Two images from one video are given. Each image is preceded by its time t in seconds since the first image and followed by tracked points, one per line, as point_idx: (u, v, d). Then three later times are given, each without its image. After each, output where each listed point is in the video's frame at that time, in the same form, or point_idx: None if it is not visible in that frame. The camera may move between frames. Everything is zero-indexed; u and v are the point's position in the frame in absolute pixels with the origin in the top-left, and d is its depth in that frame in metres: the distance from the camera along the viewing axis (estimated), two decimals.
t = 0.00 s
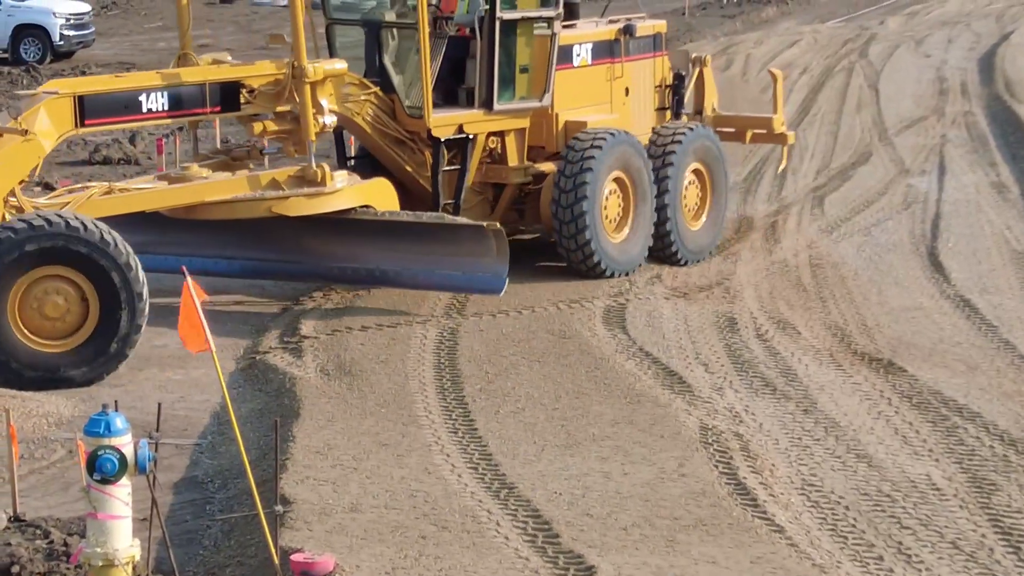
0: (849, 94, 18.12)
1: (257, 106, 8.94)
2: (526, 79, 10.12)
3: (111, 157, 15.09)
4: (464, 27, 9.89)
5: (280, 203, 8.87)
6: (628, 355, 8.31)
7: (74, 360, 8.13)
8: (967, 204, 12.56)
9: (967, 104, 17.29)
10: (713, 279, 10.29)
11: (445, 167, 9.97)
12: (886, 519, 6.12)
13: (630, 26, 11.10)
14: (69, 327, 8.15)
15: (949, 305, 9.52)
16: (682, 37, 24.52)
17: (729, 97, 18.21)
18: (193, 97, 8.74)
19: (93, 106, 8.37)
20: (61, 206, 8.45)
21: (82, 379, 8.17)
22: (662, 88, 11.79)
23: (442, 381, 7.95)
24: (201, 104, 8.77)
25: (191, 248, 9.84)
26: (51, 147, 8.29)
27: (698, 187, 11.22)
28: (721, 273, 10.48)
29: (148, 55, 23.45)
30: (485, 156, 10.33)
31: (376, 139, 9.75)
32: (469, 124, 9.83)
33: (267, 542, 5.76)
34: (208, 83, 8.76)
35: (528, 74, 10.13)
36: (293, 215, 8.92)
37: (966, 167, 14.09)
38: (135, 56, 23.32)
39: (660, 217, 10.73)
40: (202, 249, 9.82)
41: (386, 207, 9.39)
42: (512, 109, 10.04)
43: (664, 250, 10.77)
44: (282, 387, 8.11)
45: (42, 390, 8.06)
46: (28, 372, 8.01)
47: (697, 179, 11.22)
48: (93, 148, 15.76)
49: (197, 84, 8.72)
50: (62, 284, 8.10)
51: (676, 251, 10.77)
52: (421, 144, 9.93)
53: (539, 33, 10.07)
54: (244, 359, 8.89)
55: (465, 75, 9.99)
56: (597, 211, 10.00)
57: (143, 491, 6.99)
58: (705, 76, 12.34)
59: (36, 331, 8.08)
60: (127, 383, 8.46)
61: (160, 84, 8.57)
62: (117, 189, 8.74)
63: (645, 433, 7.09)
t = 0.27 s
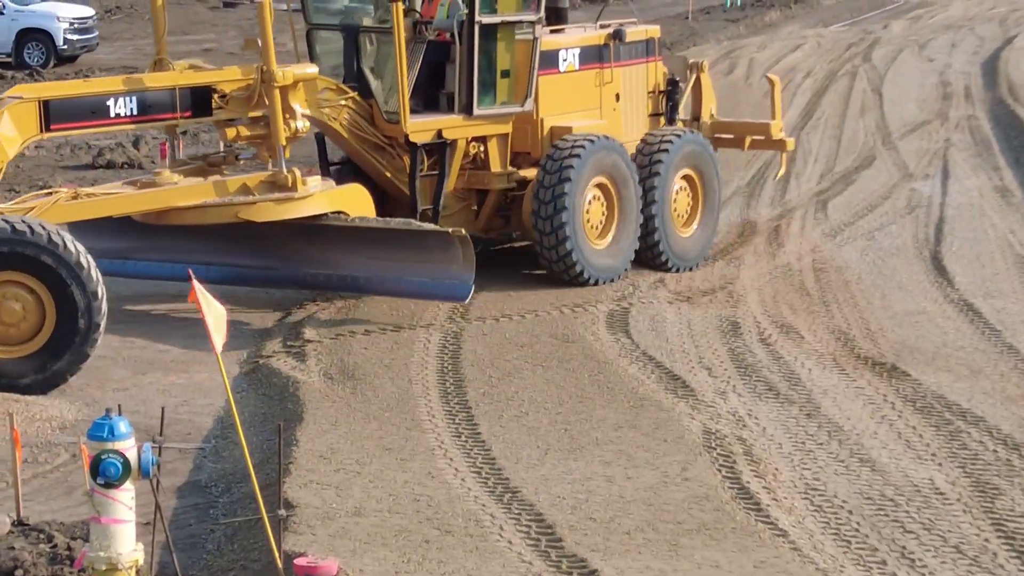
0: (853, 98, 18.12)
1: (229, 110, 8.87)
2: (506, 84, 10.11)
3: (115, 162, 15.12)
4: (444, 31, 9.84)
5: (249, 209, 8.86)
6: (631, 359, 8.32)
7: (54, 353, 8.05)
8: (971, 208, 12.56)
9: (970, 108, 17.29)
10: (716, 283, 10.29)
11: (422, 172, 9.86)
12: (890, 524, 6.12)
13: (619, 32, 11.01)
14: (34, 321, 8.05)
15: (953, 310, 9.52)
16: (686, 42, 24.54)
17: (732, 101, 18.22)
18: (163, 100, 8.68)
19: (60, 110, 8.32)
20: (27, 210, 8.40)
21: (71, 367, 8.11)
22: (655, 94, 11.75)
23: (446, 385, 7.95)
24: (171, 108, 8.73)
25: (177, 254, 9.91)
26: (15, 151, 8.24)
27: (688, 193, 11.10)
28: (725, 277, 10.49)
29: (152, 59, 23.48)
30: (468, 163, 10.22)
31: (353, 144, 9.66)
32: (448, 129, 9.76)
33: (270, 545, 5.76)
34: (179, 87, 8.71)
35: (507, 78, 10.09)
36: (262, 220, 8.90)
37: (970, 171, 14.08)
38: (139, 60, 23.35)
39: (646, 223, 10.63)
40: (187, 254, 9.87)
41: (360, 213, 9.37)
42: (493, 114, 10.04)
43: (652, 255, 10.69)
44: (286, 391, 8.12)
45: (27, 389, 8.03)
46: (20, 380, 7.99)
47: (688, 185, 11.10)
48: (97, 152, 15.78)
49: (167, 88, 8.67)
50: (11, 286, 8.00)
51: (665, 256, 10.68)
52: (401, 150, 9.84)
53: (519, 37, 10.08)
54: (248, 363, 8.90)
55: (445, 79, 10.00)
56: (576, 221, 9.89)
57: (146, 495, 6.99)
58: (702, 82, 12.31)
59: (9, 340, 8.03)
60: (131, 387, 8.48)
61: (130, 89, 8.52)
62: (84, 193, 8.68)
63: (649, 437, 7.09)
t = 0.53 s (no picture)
0: (856, 103, 18.13)
1: (201, 115, 8.88)
2: (486, 90, 10.08)
3: (119, 168, 15.15)
4: (423, 36, 9.81)
5: (217, 214, 8.85)
6: (634, 365, 8.32)
7: (22, 331, 8.05)
8: (974, 214, 12.56)
9: (973, 114, 17.30)
10: (719, 288, 10.29)
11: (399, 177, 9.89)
12: (893, 529, 6.11)
13: (607, 38, 10.97)
14: None
15: (956, 315, 9.52)
16: (689, 47, 24.56)
17: (735, 106, 18.23)
18: (132, 106, 8.63)
19: (28, 115, 8.22)
20: None
21: (43, 337, 8.10)
22: (648, 101, 11.68)
23: (449, 391, 7.96)
24: (140, 113, 8.67)
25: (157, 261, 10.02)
26: None
27: (678, 200, 11.08)
28: (728, 282, 10.49)
29: (156, 64, 23.51)
30: (448, 169, 10.24)
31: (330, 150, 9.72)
32: (427, 134, 9.77)
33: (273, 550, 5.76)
34: (149, 93, 8.67)
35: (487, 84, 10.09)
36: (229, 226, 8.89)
37: (972, 177, 14.08)
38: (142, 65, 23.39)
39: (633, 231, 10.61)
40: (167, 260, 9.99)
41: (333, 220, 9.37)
42: (473, 119, 10.03)
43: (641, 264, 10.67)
44: (289, 397, 8.13)
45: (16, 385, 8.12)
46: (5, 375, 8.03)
47: (677, 192, 11.07)
48: (100, 158, 15.80)
49: (137, 93, 8.62)
50: None
51: (654, 265, 10.66)
52: (378, 156, 9.89)
53: (500, 43, 10.07)
54: (251, 368, 8.92)
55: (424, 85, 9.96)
56: (555, 232, 9.89)
57: (149, 501, 7.00)
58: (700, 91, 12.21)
59: None
60: (135, 392, 8.49)
61: (99, 93, 8.46)
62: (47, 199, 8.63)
63: (652, 442, 7.09)
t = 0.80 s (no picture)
0: (859, 110, 18.13)
1: (172, 122, 8.75)
2: (464, 97, 10.00)
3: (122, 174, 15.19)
4: (401, 44, 9.87)
5: (179, 222, 8.90)
6: (637, 371, 8.32)
7: None
8: (977, 220, 12.56)
9: (976, 120, 17.30)
10: (722, 294, 10.29)
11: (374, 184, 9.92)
12: (896, 536, 6.11)
13: (595, 45, 10.75)
14: None
15: (959, 321, 9.52)
16: (691, 54, 24.59)
17: (737, 112, 18.24)
18: (99, 112, 8.46)
19: None
20: None
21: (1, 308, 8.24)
22: (639, 110, 11.52)
23: (452, 397, 7.96)
24: (108, 120, 8.51)
25: (137, 269, 10.18)
26: None
27: (665, 207, 10.96)
28: (730, 289, 10.50)
29: (159, 70, 23.58)
30: (428, 177, 10.20)
31: (306, 156, 9.72)
32: (403, 141, 9.73)
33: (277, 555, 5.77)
34: (116, 99, 8.50)
35: (466, 92, 10.00)
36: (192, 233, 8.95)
37: (975, 184, 14.08)
38: (145, 71, 23.46)
39: (617, 240, 10.51)
40: (147, 270, 10.15)
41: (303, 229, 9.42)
42: (451, 126, 9.98)
43: (625, 272, 10.59)
44: (292, 403, 8.13)
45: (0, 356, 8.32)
46: None
47: (663, 199, 10.94)
48: (104, 165, 15.82)
49: (104, 100, 8.45)
50: None
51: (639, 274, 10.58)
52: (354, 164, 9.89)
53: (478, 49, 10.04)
54: (254, 374, 8.92)
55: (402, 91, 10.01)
56: (532, 243, 9.80)
57: (152, 507, 7.00)
58: (694, 99, 12.12)
59: None
60: (138, 399, 8.50)
61: (63, 99, 8.28)
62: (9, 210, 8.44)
63: (654, 448, 7.09)
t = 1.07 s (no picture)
0: (862, 116, 18.14)
1: (139, 130, 8.80)
2: (441, 105, 9.79)
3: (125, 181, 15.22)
4: (377, 52, 9.51)
5: (143, 232, 8.93)
6: (639, 378, 8.32)
7: None
8: (980, 226, 12.56)
9: (979, 127, 17.30)
10: (725, 301, 10.29)
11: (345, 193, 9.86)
12: (898, 543, 6.10)
13: (578, 53, 10.70)
14: None
15: (962, 328, 9.52)
16: (694, 61, 24.62)
17: (739, 118, 18.25)
18: (64, 120, 8.66)
19: None
20: None
21: None
22: (626, 118, 11.43)
23: (454, 404, 7.96)
24: (74, 128, 8.69)
25: (112, 279, 10.21)
26: None
27: (649, 215, 10.84)
28: (733, 295, 10.49)
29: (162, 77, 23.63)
30: (405, 186, 10.03)
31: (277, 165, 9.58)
32: (376, 150, 9.54)
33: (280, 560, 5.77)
34: (81, 107, 8.67)
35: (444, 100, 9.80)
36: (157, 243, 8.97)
37: (978, 190, 14.08)
38: (148, 78, 23.52)
39: (598, 250, 10.41)
40: (122, 279, 10.19)
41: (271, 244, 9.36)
42: (426, 135, 9.76)
43: (609, 282, 10.49)
44: (295, 410, 8.13)
45: None
46: None
47: (647, 207, 10.82)
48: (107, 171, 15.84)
49: (68, 108, 8.63)
50: None
51: (624, 284, 10.48)
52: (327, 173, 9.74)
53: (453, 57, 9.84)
54: (257, 381, 8.93)
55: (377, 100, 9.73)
56: (508, 256, 9.70)
57: (155, 513, 7.00)
58: (685, 108, 11.95)
59: None
60: (140, 405, 8.51)
61: (25, 108, 8.49)
62: None
63: (657, 455, 7.09)
